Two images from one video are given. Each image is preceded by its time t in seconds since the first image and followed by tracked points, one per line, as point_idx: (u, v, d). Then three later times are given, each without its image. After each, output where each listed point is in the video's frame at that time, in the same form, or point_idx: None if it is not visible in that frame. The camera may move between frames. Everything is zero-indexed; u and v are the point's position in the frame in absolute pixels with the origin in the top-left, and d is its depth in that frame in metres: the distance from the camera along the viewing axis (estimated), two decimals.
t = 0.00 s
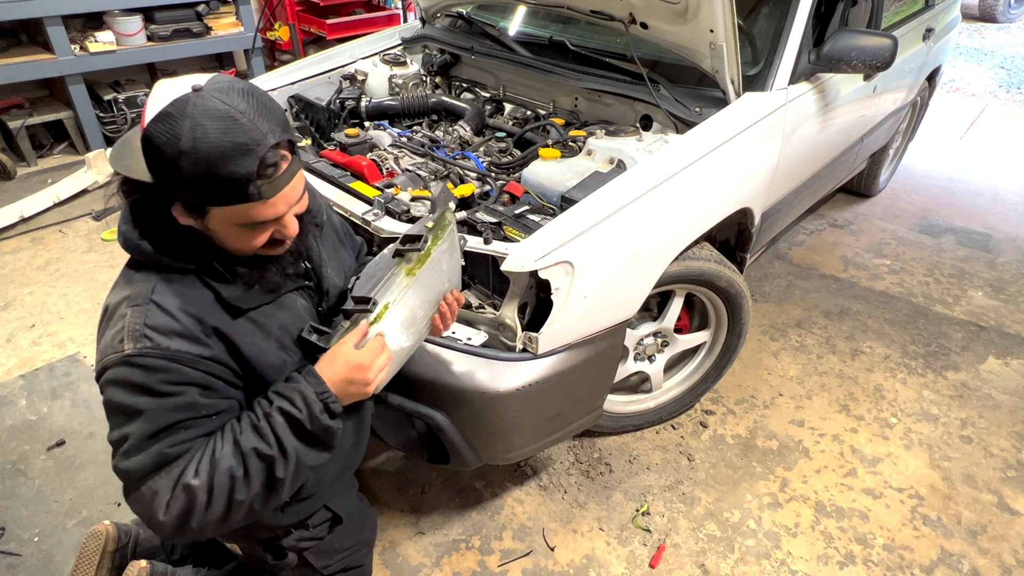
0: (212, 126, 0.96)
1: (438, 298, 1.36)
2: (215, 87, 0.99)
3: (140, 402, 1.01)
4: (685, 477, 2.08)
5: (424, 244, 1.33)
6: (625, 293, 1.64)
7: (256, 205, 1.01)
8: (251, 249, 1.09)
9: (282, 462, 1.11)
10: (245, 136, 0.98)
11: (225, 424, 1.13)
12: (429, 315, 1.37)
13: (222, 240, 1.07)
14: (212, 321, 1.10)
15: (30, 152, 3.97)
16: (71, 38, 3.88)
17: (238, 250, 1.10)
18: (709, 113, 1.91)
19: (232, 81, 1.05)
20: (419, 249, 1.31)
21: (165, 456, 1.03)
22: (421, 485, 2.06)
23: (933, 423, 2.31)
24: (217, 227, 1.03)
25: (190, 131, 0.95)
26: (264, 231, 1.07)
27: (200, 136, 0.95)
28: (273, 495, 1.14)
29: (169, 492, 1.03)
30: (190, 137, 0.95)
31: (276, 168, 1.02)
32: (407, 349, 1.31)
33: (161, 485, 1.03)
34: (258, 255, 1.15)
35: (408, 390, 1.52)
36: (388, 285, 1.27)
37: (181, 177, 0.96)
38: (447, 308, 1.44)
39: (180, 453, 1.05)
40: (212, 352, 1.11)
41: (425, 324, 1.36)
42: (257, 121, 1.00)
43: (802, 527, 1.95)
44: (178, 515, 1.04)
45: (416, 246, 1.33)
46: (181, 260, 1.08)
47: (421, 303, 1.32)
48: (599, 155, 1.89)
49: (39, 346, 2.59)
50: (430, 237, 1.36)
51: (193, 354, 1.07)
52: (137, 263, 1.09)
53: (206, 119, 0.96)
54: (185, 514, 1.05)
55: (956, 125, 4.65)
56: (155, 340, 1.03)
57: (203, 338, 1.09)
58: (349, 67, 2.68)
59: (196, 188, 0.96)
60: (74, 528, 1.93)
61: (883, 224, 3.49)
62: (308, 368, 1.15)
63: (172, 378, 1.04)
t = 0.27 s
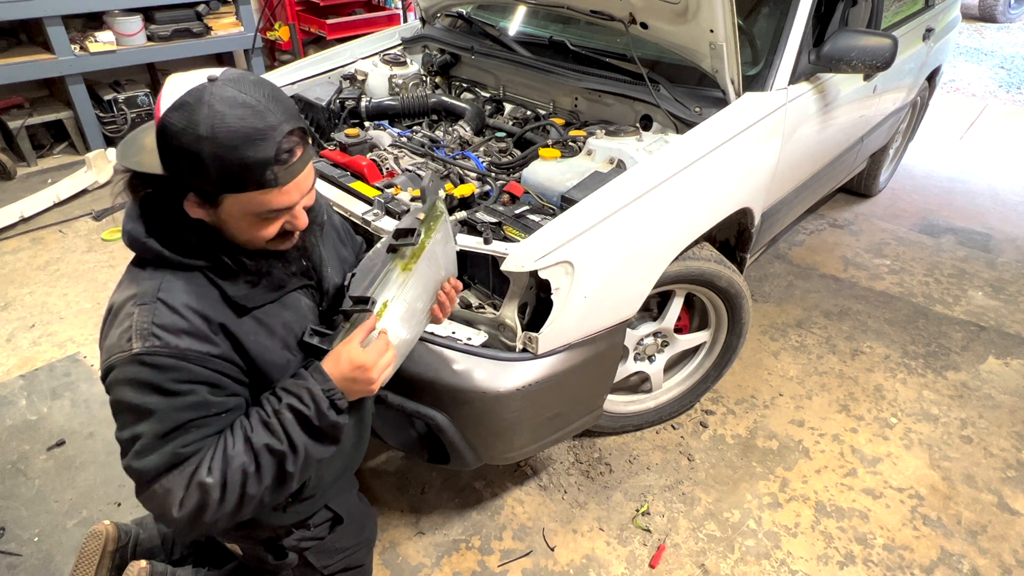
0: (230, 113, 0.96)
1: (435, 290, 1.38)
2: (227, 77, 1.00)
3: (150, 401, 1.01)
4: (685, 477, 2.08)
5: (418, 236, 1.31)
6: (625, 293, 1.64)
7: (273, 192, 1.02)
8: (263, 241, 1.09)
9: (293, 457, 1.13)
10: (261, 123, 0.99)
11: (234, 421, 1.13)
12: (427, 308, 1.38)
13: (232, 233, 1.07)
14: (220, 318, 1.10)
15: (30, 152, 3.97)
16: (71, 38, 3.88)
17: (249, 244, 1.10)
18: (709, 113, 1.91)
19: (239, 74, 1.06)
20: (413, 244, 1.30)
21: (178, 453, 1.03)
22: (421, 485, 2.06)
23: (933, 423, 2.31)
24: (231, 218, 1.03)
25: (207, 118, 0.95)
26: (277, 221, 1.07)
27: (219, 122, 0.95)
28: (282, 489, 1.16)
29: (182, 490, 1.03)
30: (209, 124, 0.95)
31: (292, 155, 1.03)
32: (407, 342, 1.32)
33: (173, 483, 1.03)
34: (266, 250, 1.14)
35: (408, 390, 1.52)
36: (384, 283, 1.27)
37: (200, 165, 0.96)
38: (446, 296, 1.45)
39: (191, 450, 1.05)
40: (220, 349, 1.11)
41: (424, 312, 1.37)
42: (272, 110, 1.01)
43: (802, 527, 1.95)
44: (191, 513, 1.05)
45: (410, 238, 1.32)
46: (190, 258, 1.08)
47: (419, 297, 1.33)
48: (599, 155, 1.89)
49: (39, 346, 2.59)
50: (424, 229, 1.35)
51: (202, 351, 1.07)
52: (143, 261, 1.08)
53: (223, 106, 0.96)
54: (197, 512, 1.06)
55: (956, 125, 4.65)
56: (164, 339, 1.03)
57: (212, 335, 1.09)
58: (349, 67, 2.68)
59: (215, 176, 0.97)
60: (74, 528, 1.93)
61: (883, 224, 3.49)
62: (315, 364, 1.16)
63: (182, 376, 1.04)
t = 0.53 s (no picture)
0: (248, 102, 0.98)
1: (431, 285, 1.38)
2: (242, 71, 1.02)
3: (154, 395, 1.00)
4: (685, 477, 2.08)
5: (408, 235, 1.32)
6: (625, 292, 1.64)
7: (286, 181, 1.03)
8: (272, 233, 1.10)
9: (299, 451, 1.12)
10: (277, 113, 1.01)
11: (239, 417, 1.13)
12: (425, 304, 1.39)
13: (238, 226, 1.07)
14: (224, 314, 1.11)
15: (30, 152, 3.97)
16: (71, 38, 3.88)
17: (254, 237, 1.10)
18: (709, 113, 1.91)
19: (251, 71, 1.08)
20: (404, 243, 1.31)
21: (184, 448, 1.03)
22: (421, 485, 2.06)
23: (933, 423, 2.31)
24: (243, 208, 1.04)
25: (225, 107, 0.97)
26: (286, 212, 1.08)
27: (237, 110, 0.97)
28: (288, 484, 1.15)
29: (188, 485, 1.03)
30: (227, 111, 0.97)
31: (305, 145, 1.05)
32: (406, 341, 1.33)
33: (179, 478, 1.03)
34: (273, 245, 1.15)
35: (408, 390, 1.52)
36: (378, 284, 1.27)
37: (216, 151, 0.97)
38: (443, 288, 1.46)
39: (197, 445, 1.04)
40: (224, 345, 1.11)
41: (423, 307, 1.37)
42: (287, 101, 1.03)
43: (802, 526, 1.95)
44: (197, 508, 1.04)
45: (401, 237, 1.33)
46: (193, 254, 1.08)
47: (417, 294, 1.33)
48: (599, 155, 1.89)
49: (39, 346, 2.59)
50: (415, 227, 1.36)
51: (206, 347, 1.07)
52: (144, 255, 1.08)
53: (241, 95, 0.98)
54: (203, 507, 1.05)
55: (956, 125, 4.65)
56: (168, 334, 1.02)
57: (216, 330, 1.09)
58: (349, 68, 2.68)
59: (231, 162, 0.98)
60: (74, 528, 1.92)
61: (883, 224, 3.49)
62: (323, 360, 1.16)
63: (187, 371, 1.03)
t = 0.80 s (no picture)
0: (253, 85, 0.99)
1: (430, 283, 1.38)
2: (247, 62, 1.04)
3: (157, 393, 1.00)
4: (685, 477, 2.08)
5: (407, 237, 1.33)
6: (625, 293, 1.64)
7: (289, 166, 1.03)
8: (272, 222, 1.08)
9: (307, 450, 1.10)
10: (282, 99, 1.01)
11: (243, 416, 1.13)
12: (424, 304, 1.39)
13: (237, 215, 1.07)
14: (224, 311, 1.11)
15: (30, 152, 3.97)
16: (71, 38, 3.88)
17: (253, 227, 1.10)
18: (709, 113, 1.91)
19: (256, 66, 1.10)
20: (402, 245, 1.32)
21: (189, 446, 1.02)
22: (421, 485, 2.06)
23: (933, 423, 2.31)
24: (245, 193, 1.03)
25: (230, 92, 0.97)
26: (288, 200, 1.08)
27: (242, 93, 0.98)
28: (299, 486, 1.13)
29: (194, 485, 1.02)
30: (233, 93, 0.97)
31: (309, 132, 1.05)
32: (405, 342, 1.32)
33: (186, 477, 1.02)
34: (272, 237, 1.14)
35: (408, 390, 1.52)
36: (377, 285, 1.28)
37: (220, 133, 0.97)
38: (442, 290, 1.47)
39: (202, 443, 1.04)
40: (224, 343, 1.11)
41: (420, 307, 1.37)
42: (291, 89, 1.04)
43: (802, 526, 1.95)
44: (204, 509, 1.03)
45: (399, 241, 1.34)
46: (193, 251, 1.09)
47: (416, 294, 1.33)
48: (599, 155, 1.89)
49: (39, 346, 2.59)
50: (413, 229, 1.37)
51: (207, 344, 1.07)
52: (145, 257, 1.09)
53: (247, 78, 0.99)
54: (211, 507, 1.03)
55: (956, 125, 4.65)
56: (168, 332, 1.03)
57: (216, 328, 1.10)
58: (349, 68, 2.68)
59: (235, 147, 0.98)
60: (74, 528, 1.92)
61: (883, 224, 3.49)
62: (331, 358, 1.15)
63: (188, 368, 1.03)
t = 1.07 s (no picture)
0: (202, 71, 1.00)
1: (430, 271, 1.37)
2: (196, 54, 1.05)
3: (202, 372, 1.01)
4: (685, 477, 2.08)
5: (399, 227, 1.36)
6: (625, 292, 1.64)
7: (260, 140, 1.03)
8: (261, 205, 1.07)
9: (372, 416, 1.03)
10: (236, 77, 1.02)
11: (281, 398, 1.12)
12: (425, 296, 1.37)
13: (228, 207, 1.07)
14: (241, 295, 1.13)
15: (30, 152, 3.97)
16: (71, 38, 3.88)
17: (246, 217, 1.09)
18: (709, 113, 1.91)
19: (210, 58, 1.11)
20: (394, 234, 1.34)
21: (250, 416, 1.01)
22: (421, 485, 2.06)
23: (933, 423, 2.31)
24: (226, 178, 1.03)
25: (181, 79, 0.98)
26: (270, 177, 1.07)
27: (194, 79, 0.98)
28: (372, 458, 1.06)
29: (268, 457, 1.02)
30: (182, 82, 0.98)
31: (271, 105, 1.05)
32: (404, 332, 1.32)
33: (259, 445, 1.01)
34: (267, 222, 1.13)
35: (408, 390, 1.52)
36: (371, 275, 1.28)
37: (183, 126, 0.98)
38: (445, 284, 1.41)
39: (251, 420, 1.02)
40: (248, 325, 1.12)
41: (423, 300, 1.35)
42: (244, 69, 1.04)
43: (802, 527, 1.95)
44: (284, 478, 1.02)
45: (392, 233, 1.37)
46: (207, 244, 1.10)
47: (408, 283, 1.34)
48: (599, 155, 1.89)
49: (39, 346, 2.59)
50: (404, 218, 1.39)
51: (234, 321, 1.08)
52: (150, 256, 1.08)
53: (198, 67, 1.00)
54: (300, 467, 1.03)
55: (956, 125, 4.65)
56: (196, 314, 1.03)
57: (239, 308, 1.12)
58: (349, 68, 2.68)
59: (200, 131, 0.98)
60: (74, 528, 1.92)
61: (883, 224, 3.49)
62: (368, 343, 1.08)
63: (223, 345, 1.03)
